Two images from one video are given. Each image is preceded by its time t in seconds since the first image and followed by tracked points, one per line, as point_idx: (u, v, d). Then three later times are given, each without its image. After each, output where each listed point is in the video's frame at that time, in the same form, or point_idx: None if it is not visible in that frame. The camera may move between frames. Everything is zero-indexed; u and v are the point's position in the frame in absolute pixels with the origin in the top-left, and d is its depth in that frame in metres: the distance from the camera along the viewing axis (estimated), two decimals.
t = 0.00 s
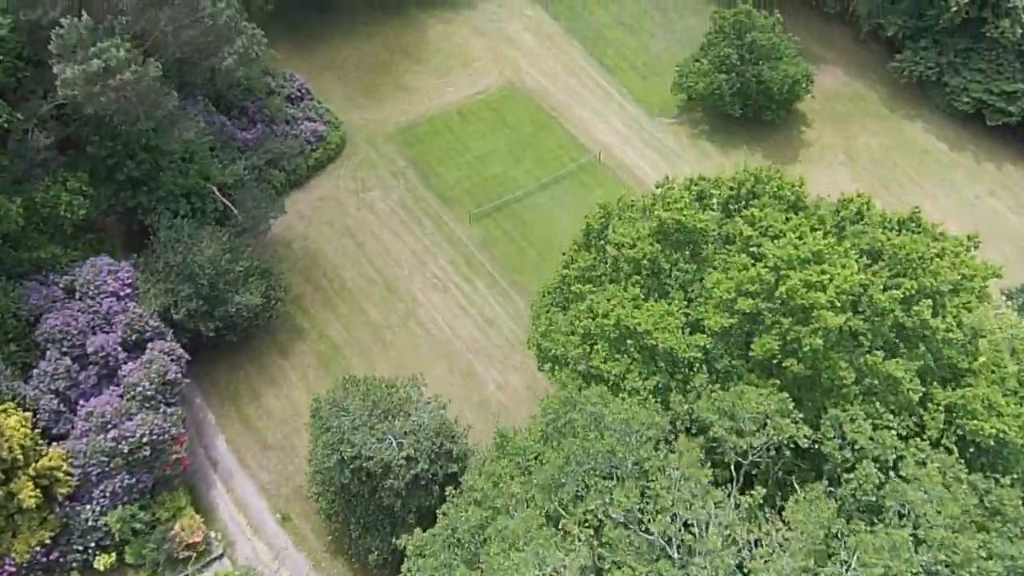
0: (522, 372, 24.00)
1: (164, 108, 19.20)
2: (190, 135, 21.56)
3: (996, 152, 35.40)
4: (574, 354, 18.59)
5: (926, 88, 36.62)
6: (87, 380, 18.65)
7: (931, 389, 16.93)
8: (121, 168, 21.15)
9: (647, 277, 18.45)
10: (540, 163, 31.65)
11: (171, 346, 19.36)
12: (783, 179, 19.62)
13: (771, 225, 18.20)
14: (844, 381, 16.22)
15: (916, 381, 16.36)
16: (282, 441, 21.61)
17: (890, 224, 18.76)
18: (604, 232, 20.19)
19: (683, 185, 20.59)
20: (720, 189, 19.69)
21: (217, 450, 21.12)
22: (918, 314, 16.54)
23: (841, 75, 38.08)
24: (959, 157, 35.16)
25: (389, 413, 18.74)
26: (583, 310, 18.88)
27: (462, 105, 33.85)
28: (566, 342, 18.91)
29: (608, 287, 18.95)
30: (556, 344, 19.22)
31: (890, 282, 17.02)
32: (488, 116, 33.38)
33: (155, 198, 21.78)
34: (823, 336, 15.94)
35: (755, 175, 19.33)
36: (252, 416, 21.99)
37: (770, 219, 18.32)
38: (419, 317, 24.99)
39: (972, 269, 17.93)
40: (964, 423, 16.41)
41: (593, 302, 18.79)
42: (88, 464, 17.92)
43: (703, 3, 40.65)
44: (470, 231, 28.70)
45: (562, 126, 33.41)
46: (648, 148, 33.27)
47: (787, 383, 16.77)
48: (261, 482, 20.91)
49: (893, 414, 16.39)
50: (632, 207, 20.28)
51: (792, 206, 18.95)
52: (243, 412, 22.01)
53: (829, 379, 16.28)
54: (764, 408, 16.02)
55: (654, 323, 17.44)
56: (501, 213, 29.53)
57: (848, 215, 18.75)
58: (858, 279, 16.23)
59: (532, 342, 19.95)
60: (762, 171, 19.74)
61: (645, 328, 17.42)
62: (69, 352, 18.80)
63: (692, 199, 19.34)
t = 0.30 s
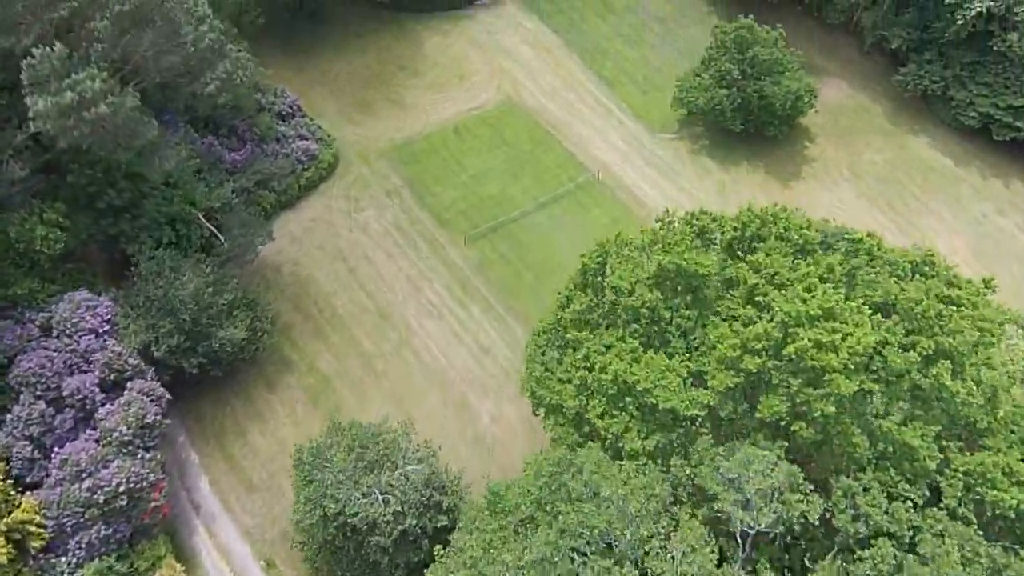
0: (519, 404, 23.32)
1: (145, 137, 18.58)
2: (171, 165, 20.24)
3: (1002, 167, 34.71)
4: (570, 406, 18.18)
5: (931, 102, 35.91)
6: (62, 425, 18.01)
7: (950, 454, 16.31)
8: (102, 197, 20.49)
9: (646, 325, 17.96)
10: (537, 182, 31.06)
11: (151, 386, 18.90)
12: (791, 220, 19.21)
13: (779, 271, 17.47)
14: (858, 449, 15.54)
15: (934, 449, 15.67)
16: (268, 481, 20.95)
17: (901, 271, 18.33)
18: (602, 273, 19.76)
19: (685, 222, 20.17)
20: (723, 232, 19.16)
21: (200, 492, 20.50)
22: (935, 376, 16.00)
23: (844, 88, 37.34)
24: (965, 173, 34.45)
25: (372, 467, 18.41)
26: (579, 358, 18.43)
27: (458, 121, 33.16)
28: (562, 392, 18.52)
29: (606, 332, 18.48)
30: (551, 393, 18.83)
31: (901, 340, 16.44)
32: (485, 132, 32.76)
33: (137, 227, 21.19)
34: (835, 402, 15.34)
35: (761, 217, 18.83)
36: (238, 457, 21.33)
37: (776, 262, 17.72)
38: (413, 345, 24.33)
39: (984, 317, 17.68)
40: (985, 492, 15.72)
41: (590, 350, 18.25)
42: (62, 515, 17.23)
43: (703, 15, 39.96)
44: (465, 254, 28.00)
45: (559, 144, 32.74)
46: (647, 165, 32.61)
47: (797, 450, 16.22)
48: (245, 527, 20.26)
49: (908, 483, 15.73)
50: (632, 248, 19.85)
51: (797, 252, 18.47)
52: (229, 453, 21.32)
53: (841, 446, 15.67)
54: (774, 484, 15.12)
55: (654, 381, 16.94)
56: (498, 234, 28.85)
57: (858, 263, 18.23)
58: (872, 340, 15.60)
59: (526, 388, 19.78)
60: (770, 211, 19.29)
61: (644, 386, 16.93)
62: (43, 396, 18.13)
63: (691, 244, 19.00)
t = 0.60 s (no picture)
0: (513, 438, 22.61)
1: (124, 171, 18.36)
2: (152, 199, 19.74)
3: (1009, 182, 33.99)
4: (568, 465, 17.68)
5: (936, 116, 35.22)
6: (37, 473, 17.83)
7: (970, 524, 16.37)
8: (82, 229, 20.27)
9: (646, 380, 17.43)
10: (534, 199, 30.24)
11: (130, 430, 18.72)
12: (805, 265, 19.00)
13: (785, 327, 17.34)
14: (873, 528, 15.65)
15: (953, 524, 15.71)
16: (254, 525, 20.47)
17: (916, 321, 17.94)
18: (599, 316, 19.15)
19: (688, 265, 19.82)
20: (726, 280, 18.77)
21: (183, 536, 20.20)
22: (956, 449, 15.83)
23: (847, 101, 36.63)
24: (972, 189, 33.72)
25: (358, 525, 18.46)
26: (576, 415, 17.92)
27: (453, 138, 32.49)
28: (561, 449, 17.99)
29: (604, 384, 18.02)
30: (549, 451, 18.33)
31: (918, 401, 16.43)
32: (481, 149, 32.02)
33: (119, 259, 20.79)
34: (851, 481, 15.36)
35: (766, 265, 18.50)
36: (223, 497, 20.89)
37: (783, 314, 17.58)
38: (405, 376, 23.74)
39: (1004, 374, 17.71)
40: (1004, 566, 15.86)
41: (587, 408, 17.74)
42: (38, 570, 16.88)
43: (703, 27, 39.28)
44: (460, 277, 27.30)
45: (558, 161, 31.97)
46: (646, 181, 31.79)
47: (804, 521, 16.10)
48: (229, 573, 19.73)
49: (929, 560, 15.68)
50: (632, 292, 19.28)
51: (789, 300, 18.07)
52: (214, 493, 20.92)
53: (854, 525, 15.76)
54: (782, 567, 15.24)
55: (656, 449, 16.52)
56: (494, 256, 28.14)
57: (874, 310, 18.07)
58: (887, 411, 15.71)
59: (522, 442, 19.23)
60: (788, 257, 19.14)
61: (646, 454, 16.50)
62: (17, 445, 17.97)
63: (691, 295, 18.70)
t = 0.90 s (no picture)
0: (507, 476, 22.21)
1: (99, 212, 18.19)
2: (133, 236, 19.22)
3: (1016, 200, 33.31)
4: (564, 531, 17.14)
5: (941, 132, 34.54)
6: (13, 524, 17.50)
7: None
8: (62, 263, 19.69)
9: (647, 444, 16.60)
10: (531, 221, 29.61)
11: (109, 477, 18.27)
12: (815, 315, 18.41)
13: (794, 390, 16.81)
14: None
15: None
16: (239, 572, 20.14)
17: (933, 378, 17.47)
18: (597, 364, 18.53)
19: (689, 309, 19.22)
20: (732, 329, 18.09)
21: None
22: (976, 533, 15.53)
23: (851, 116, 35.95)
24: (978, 208, 33.05)
25: None
26: (572, 478, 17.28)
27: (448, 156, 31.82)
28: (557, 514, 17.40)
29: (603, 440, 17.39)
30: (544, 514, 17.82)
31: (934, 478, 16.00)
32: (477, 168, 31.36)
33: (100, 292, 20.19)
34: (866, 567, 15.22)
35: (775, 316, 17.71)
36: (207, 540, 20.58)
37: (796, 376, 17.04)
38: (397, 409, 23.25)
39: None
40: None
41: (584, 471, 17.09)
42: None
43: (703, 39, 38.59)
44: (455, 302, 26.61)
45: (554, 180, 31.27)
46: (644, 201, 31.19)
47: None
48: None
49: None
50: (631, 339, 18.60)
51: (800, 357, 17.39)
52: (197, 536, 20.58)
53: None
54: None
55: (657, 527, 15.86)
56: (490, 281, 27.45)
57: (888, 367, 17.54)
58: (904, 495, 15.55)
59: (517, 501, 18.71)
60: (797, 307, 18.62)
61: (645, 531, 15.89)
62: None
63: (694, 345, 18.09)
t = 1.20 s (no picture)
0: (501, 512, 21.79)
1: (69, 257, 17.94)
2: (106, 276, 18.80)
3: (1017, 213, 32.74)
4: None
5: (941, 145, 33.98)
6: None
7: None
8: (34, 302, 19.12)
9: (645, 512, 16.91)
10: (524, 240, 28.82)
11: (84, 530, 18.17)
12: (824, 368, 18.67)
13: (802, 455, 16.59)
14: None
15: None
16: None
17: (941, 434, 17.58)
18: (591, 421, 18.86)
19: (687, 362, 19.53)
20: (733, 382, 17.97)
21: None
22: None
23: (848, 127, 35.34)
24: (979, 221, 32.42)
25: None
26: (567, 545, 17.34)
27: (439, 174, 31.07)
28: None
29: (600, 500, 17.60)
30: None
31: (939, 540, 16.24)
32: (469, 186, 30.60)
33: (75, 331, 19.67)
34: None
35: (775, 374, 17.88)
36: None
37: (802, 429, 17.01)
38: (387, 443, 22.76)
39: None
40: None
41: (580, 538, 17.22)
42: None
43: (697, 49, 37.97)
44: (447, 327, 25.81)
45: (547, 197, 30.52)
46: (639, 217, 30.40)
47: None
48: None
49: None
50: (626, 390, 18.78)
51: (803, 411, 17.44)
52: None
53: None
54: None
55: None
56: (483, 304, 26.65)
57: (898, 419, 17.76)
58: None
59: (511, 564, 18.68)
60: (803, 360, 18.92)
61: None
62: None
63: (695, 396, 17.91)
